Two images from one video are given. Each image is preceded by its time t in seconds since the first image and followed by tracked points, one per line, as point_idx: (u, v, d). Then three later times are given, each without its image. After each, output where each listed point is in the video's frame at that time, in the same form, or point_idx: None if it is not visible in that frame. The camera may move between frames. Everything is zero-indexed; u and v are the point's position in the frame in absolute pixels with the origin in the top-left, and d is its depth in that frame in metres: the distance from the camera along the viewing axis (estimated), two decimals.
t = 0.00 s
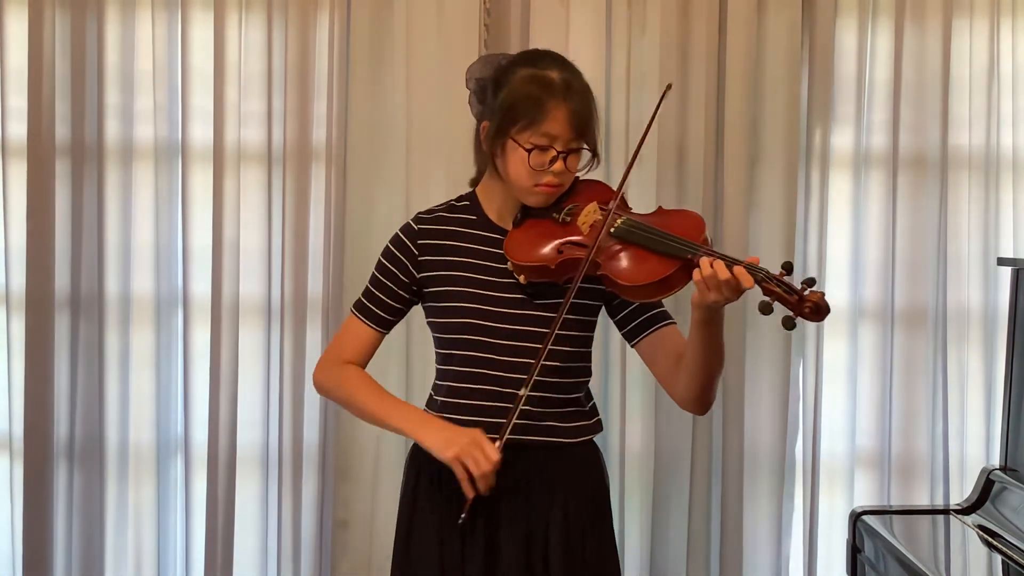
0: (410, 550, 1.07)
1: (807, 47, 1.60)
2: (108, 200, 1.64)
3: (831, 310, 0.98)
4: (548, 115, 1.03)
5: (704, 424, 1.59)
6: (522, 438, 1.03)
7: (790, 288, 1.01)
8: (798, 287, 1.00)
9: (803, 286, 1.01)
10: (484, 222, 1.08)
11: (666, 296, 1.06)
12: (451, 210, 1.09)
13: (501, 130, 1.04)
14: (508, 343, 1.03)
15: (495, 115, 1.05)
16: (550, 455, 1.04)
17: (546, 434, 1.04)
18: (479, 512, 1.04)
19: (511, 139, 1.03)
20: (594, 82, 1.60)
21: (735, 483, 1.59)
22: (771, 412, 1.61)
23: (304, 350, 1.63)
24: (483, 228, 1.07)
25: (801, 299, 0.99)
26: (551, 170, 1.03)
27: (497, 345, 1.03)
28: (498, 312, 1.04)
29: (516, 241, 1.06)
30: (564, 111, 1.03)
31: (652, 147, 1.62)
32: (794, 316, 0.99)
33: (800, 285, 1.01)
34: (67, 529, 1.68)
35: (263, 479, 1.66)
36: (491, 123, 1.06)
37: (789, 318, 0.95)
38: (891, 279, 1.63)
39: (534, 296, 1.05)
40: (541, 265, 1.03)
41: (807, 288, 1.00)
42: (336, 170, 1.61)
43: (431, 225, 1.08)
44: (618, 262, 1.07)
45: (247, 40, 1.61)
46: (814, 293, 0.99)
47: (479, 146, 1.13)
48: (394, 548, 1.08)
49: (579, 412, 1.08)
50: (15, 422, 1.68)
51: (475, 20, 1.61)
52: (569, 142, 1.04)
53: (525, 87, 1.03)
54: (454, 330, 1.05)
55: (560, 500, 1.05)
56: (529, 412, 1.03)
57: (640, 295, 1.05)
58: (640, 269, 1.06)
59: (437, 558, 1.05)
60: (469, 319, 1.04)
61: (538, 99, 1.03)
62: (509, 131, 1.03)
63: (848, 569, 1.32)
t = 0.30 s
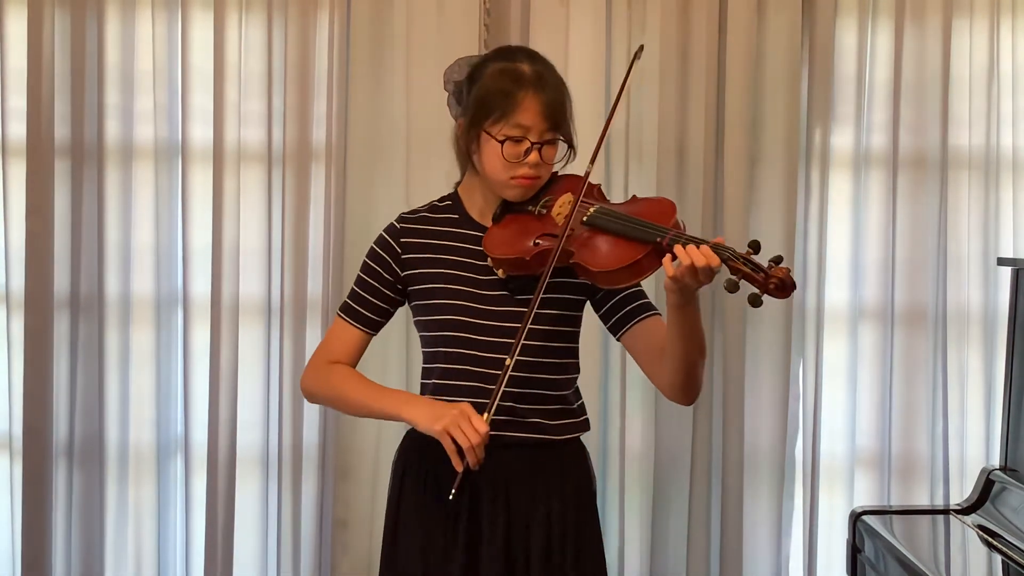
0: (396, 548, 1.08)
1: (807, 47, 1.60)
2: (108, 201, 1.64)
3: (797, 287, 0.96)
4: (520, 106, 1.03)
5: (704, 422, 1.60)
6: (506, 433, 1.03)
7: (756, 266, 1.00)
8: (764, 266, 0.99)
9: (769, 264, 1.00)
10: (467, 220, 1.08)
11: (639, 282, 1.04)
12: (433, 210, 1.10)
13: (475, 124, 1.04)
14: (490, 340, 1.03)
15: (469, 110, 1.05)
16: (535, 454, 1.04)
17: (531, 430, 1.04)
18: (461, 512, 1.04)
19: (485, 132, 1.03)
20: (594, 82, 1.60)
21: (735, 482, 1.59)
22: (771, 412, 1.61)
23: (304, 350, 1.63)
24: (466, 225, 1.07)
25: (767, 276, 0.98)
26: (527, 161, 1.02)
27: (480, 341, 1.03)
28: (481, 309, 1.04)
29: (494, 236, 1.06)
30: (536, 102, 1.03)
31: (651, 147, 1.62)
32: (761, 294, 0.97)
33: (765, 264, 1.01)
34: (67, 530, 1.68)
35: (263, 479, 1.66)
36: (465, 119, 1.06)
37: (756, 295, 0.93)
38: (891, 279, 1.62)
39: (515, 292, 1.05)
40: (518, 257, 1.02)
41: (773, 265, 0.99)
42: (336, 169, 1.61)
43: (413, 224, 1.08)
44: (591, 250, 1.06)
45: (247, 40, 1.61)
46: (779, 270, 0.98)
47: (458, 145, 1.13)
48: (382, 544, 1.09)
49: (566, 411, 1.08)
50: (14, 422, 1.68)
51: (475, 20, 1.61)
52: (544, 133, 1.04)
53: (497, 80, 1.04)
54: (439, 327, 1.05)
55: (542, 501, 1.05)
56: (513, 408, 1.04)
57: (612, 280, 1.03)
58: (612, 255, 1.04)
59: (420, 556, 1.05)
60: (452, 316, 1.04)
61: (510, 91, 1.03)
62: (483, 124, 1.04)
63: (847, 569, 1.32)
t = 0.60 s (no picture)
0: (385, 547, 1.07)
1: (807, 47, 1.60)
2: (108, 201, 1.64)
3: (791, 283, 0.99)
4: (509, 106, 1.03)
5: (704, 421, 1.60)
6: (496, 432, 1.04)
7: (750, 263, 1.01)
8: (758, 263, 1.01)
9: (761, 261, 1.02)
10: (458, 220, 1.08)
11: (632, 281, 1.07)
12: (424, 210, 1.10)
13: (465, 124, 1.04)
14: (482, 339, 1.03)
15: (458, 111, 1.05)
16: (525, 453, 1.05)
17: (522, 429, 1.04)
18: (451, 511, 1.04)
19: (474, 132, 1.03)
20: (594, 83, 1.61)
21: (735, 481, 1.59)
22: (771, 411, 1.61)
23: (304, 349, 1.63)
24: (458, 225, 1.07)
25: (762, 273, 1.00)
26: (516, 161, 1.02)
27: (472, 340, 1.03)
28: (473, 308, 1.04)
29: (485, 236, 1.06)
30: (526, 102, 1.03)
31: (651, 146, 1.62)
32: (756, 290, 1.00)
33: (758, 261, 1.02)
34: (68, 530, 1.68)
35: (263, 479, 1.66)
36: (455, 119, 1.06)
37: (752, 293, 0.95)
38: (891, 278, 1.62)
39: (507, 291, 1.05)
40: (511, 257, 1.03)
41: (766, 262, 1.01)
42: (337, 169, 1.61)
43: (405, 222, 1.08)
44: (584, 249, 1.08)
45: (247, 40, 1.61)
46: (773, 267, 1.00)
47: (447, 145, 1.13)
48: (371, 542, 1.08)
49: (557, 410, 1.08)
50: (15, 422, 1.69)
51: (475, 20, 1.61)
52: (533, 133, 1.04)
53: (487, 81, 1.04)
54: (430, 325, 1.04)
55: (533, 501, 1.05)
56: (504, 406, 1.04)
57: (604, 279, 1.06)
58: (606, 255, 1.06)
59: (410, 554, 1.05)
60: (444, 314, 1.04)
61: (500, 91, 1.03)
62: (473, 124, 1.04)
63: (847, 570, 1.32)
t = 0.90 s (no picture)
0: (384, 547, 1.06)
1: (807, 48, 1.61)
2: (108, 201, 1.64)
3: (801, 301, 0.99)
4: (517, 113, 1.03)
5: (704, 420, 1.60)
6: (499, 433, 1.03)
7: (759, 280, 1.02)
8: (768, 279, 1.02)
9: (772, 277, 1.03)
10: (462, 221, 1.07)
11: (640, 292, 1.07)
12: (428, 209, 1.09)
13: (472, 130, 1.04)
14: (485, 340, 1.03)
15: (465, 115, 1.05)
16: (529, 453, 1.05)
17: (525, 430, 1.04)
18: (457, 509, 1.04)
19: (482, 139, 1.03)
20: (594, 83, 1.60)
21: (735, 482, 1.59)
22: (771, 412, 1.61)
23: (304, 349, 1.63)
24: (461, 226, 1.07)
25: (771, 290, 1.01)
26: (523, 168, 1.03)
27: (476, 343, 1.03)
28: (477, 310, 1.04)
29: (490, 240, 1.07)
30: (533, 109, 1.03)
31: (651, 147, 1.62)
32: (765, 307, 1.01)
33: (769, 277, 1.03)
34: (68, 530, 1.68)
35: (263, 478, 1.66)
36: (461, 123, 1.06)
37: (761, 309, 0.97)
38: (891, 278, 1.62)
39: (511, 294, 1.05)
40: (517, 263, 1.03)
41: (777, 279, 1.01)
42: (337, 168, 1.61)
43: (408, 222, 1.07)
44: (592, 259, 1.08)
45: (246, 39, 1.62)
46: (784, 285, 1.01)
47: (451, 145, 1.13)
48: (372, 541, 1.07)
49: (557, 409, 1.08)
50: (15, 422, 1.69)
51: (475, 21, 1.61)
52: (540, 139, 1.04)
53: (494, 85, 1.03)
54: (432, 326, 1.04)
55: (536, 500, 1.05)
56: (508, 408, 1.04)
57: (611, 289, 1.06)
58: (614, 264, 1.07)
59: (410, 554, 1.05)
60: (446, 316, 1.03)
61: (508, 97, 1.03)
62: (480, 130, 1.03)
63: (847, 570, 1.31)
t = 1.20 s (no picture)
0: (385, 546, 1.06)
1: (807, 48, 1.61)
2: (108, 201, 1.64)
3: (821, 317, 1.01)
4: (533, 116, 1.03)
5: (704, 421, 1.60)
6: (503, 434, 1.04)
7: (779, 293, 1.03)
8: (788, 293, 1.02)
9: (791, 291, 1.03)
10: (471, 221, 1.08)
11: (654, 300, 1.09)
12: (438, 208, 1.09)
13: (487, 131, 1.04)
14: (494, 342, 1.04)
15: (481, 115, 1.05)
16: (529, 454, 1.05)
17: (524, 433, 1.05)
18: (456, 510, 1.04)
19: (497, 141, 1.03)
20: (595, 82, 1.60)
21: (735, 482, 1.59)
22: (771, 412, 1.61)
23: (304, 349, 1.63)
24: (472, 227, 1.07)
25: (792, 305, 1.02)
26: (537, 171, 1.03)
27: (484, 345, 1.03)
28: (486, 312, 1.04)
29: (502, 242, 1.06)
30: (549, 113, 1.03)
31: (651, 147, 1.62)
32: (785, 322, 1.02)
33: (788, 290, 1.03)
34: (68, 530, 1.68)
35: (263, 478, 1.66)
36: (476, 124, 1.06)
37: (781, 324, 0.97)
38: (891, 278, 1.62)
39: (520, 297, 1.06)
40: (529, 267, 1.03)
41: (796, 294, 1.02)
42: (337, 167, 1.61)
43: (420, 221, 1.07)
44: (605, 266, 1.08)
45: (246, 39, 1.62)
46: (803, 299, 1.02)
47: (461, 145, 1.12)
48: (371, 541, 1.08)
49: (558, 411, 1.08)
50: (16, 423, 1.69)
51: (476, 20, 1.61)
52: (554, 143, 1.04)
53: (511, 88, 1.03)
54: (440, 327, 1.04)
55: (538, 499, 1.05)
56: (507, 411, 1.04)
57: (627, 298, 1.07)
58: (628, 274, 1.07)
59: (411, 553, 1.05)
60: (455, 317, 1.03)
61: (525, 100, 1.03)
62: (496, 132, 1.03)
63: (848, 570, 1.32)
